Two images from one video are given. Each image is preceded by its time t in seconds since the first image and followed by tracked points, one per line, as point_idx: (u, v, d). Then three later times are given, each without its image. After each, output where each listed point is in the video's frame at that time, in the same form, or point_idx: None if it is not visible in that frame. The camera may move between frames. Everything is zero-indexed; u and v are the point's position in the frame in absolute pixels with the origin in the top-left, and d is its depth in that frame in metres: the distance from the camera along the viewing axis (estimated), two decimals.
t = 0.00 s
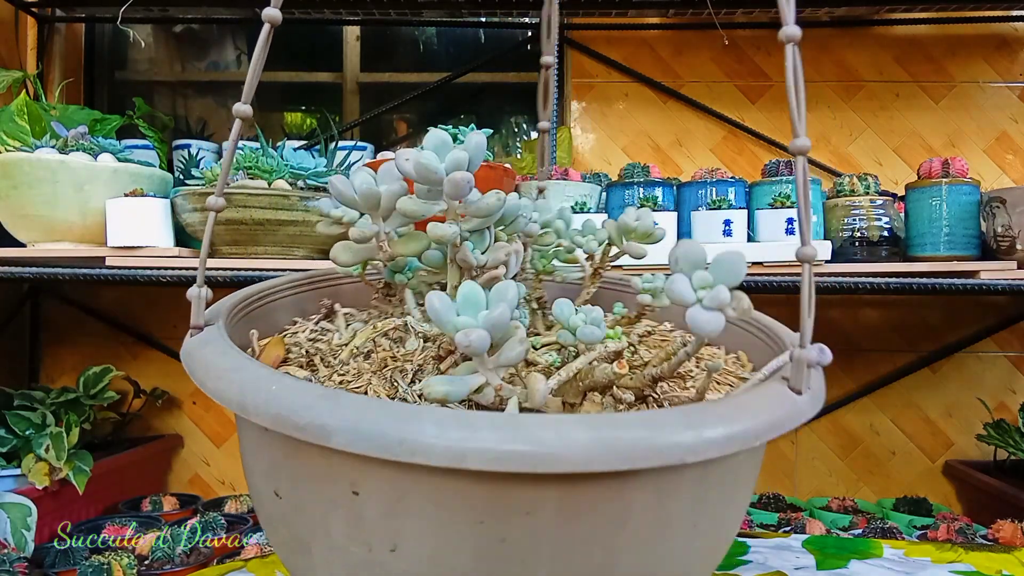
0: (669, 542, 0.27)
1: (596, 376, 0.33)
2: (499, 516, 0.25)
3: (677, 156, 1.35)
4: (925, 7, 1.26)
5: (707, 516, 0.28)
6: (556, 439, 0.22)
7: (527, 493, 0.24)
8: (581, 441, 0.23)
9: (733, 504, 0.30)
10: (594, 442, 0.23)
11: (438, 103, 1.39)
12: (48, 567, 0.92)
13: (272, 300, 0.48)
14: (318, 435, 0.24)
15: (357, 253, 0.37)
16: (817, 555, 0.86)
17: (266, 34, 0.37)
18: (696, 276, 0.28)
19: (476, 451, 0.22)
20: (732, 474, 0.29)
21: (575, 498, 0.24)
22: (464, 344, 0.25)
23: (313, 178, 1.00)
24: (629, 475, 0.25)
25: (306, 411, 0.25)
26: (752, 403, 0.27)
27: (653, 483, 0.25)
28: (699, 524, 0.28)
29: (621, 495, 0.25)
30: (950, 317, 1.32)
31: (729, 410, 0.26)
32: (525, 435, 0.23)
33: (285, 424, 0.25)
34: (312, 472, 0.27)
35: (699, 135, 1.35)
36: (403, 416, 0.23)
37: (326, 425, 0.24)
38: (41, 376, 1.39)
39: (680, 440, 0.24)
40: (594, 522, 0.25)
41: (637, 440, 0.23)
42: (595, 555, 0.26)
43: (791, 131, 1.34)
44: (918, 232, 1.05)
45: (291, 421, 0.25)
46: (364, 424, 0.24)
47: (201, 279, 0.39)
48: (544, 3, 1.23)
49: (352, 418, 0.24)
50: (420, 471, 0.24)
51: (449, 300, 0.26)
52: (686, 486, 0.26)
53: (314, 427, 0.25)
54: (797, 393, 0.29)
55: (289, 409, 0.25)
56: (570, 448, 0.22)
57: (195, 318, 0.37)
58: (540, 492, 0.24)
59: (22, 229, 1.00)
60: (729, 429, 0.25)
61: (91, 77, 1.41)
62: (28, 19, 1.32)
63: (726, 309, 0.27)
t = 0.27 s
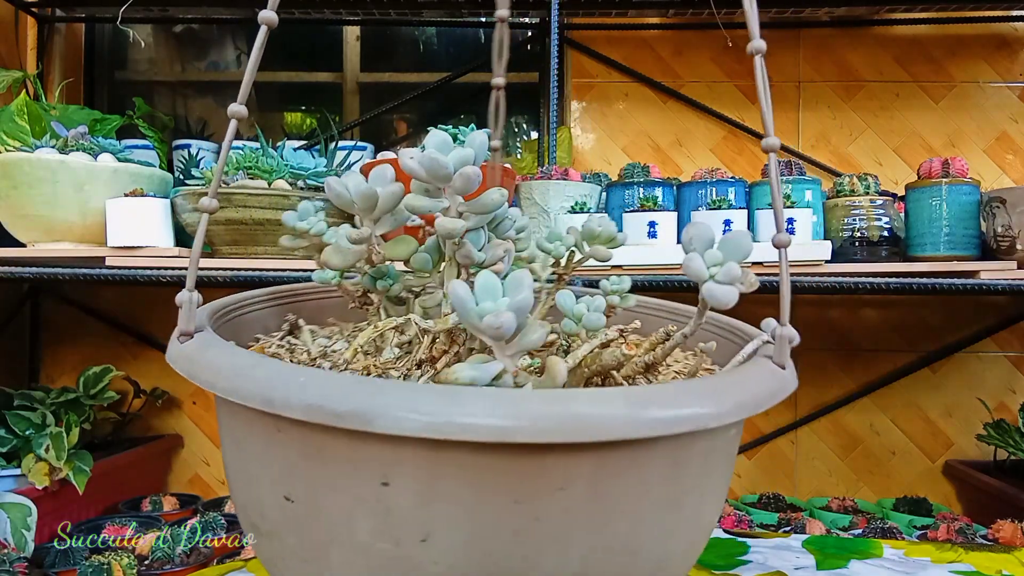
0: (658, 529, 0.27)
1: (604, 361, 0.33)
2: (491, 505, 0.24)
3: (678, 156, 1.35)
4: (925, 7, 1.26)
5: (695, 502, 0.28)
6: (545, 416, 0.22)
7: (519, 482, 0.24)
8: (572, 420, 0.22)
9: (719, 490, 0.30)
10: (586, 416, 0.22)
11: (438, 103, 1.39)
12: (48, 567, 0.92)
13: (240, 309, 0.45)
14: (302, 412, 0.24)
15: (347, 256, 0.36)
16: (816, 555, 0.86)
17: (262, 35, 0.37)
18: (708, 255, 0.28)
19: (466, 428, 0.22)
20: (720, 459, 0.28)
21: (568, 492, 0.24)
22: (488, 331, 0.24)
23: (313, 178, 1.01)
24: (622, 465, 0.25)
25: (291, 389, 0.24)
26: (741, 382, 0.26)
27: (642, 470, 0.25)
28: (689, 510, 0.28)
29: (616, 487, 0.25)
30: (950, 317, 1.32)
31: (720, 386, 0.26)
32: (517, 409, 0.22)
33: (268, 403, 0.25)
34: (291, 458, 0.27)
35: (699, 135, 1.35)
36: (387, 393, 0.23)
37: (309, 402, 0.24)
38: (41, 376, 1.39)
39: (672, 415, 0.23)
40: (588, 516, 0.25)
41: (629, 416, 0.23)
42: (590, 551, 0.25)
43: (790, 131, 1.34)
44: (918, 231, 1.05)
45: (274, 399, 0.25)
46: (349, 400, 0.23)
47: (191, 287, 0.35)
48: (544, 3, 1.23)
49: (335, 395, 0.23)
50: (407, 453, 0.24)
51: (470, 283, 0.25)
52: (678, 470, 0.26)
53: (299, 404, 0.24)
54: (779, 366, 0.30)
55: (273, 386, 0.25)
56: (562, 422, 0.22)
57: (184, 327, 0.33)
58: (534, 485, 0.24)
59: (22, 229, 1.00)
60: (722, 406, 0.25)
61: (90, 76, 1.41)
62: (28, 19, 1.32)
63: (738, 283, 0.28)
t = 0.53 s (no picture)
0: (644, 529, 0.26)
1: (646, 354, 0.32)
2: (487, 500, 0.24)
3: (677, 156, 1.36)
4: (924, 8, 1.26)
5: (682, 504, 0.27)
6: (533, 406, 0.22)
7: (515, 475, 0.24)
8: (557, 410, 0.22)
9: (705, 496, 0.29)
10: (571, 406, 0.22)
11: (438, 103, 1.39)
12: (48, 567, 0.92)
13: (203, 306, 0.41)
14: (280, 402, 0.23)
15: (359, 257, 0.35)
16: (816, 555, 0.86)
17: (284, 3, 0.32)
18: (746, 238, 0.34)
19: (450, 418, 0.22)
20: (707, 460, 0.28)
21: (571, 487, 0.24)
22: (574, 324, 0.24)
23: (313, 178, 1.01)
24: (620, 460, 0.24)
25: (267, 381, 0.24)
26: (726, 379, 0.26)
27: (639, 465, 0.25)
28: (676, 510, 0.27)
29: (614, 482, 0.25)
30: (950, 318, 1.32)
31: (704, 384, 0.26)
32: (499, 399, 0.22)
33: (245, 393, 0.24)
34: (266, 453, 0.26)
35: (699, 135, 1.35)
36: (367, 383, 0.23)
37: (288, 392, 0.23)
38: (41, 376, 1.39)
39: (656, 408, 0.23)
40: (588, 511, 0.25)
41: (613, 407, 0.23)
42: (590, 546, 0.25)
43: (790, 132, 1.34)
44: (918, 231, 1.05)
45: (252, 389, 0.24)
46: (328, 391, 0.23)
47: (200, 289, 0.29)
48: (543, 3, 1.23)
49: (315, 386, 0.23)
50: (396, 447, 0.24)
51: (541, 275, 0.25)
52: (666, 468, 0.26)
53: (277, 395, 0.24)
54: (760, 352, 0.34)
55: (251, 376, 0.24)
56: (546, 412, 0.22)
57: (196, 340, 0.27)
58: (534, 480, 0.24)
59: (23, 229, 1.00)
60: (706, 401, 0.24)
61: (91, 77, 1.41)
62: (28, 19, 1.33)
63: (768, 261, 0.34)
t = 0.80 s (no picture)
0: (651, 550, 0.25)
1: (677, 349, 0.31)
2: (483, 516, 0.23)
3: (678, 155, 1.35)
4: (925, 7, 1.26)
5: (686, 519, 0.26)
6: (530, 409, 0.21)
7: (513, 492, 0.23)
8: (561, 417, 0.21)
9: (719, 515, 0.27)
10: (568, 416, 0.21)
11: (438, 103, 1.39)
12: (48, 567, 0.92)
13: (177, 329, 0.40)
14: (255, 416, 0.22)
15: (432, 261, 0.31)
16: (816, 555, 0.86)
17: None
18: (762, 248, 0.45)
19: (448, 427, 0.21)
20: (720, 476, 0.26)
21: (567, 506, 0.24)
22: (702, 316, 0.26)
23: (313, 178, 1.00)
24: (625, 476, 0.23)
25: (237, 386, 0.22)
26: (740, 380, 0.25)
27: (645, 483, 0.24)
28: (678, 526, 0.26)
29: (617, 497, 0.23)
30: (951, 317, 1.31)
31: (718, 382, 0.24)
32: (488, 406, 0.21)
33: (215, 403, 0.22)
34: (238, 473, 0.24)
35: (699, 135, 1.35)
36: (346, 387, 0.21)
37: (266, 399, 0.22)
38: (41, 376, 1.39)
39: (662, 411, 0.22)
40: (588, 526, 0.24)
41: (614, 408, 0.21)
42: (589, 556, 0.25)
43: (790, 131, 1.34)
44: (918, 231, 1.05)
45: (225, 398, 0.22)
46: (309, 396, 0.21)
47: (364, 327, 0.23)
48: (543, 3, 1.23)
49: (292, 396, 0.21)
50: (386, 460, 0.22)
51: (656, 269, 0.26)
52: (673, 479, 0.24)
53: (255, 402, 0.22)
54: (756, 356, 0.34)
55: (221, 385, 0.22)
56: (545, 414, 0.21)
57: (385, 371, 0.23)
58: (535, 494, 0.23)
59: (22, 229, 1.00)
60: (720, 403, 0.23)
61: (90, 77, 1.41)
62: (28, 19, 1.33)
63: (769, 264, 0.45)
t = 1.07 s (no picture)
0: (663, 556, 0.24)
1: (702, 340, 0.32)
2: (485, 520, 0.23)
3: (678, 155, 1.35)
4: (925, 7, 1.26)
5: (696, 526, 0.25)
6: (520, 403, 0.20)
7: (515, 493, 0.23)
8: (564, 417, 0.20)
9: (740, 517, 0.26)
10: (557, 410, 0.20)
11: (438, 103, 1.39)
12: (48, 567, 0.92)
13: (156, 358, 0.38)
14: (233, 423, 0.21)
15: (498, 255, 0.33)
16: (816, 555, 0.86)
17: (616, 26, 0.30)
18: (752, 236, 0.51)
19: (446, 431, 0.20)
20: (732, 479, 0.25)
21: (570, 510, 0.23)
22: (744, 300, 0.31)
23: (313, 178, 1.00)
24: (630, 481, 0.23)
25: (233, 389, 0.22)
26: (757, 375, 0.24)
27: (648, 485, 0.23)
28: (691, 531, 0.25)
29: (622, 502, 0.23)
30: (950, 318, 1.32)
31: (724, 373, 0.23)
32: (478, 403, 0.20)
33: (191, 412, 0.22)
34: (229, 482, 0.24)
35: (699, 135, 1.35)
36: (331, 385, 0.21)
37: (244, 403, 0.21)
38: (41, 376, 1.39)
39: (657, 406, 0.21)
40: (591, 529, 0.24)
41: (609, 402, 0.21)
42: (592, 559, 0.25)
43: (790, 131, 1.34)
44: (918, 231, 1.05)
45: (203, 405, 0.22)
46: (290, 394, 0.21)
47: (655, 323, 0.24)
48: (543, 3, 1.23)
49: (271, 402, 0.21)
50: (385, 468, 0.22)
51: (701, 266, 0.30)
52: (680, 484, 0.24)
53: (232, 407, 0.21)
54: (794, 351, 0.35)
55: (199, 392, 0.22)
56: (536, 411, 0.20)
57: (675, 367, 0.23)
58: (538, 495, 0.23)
59: (22, 229, 1.00)
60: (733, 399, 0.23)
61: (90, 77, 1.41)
62: (28, 18, 1.32)
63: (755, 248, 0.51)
